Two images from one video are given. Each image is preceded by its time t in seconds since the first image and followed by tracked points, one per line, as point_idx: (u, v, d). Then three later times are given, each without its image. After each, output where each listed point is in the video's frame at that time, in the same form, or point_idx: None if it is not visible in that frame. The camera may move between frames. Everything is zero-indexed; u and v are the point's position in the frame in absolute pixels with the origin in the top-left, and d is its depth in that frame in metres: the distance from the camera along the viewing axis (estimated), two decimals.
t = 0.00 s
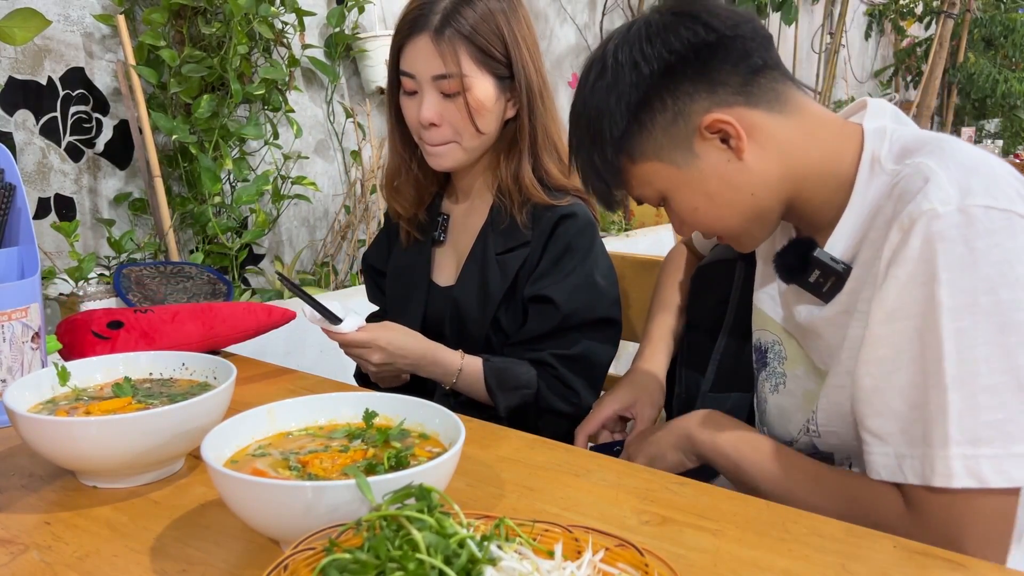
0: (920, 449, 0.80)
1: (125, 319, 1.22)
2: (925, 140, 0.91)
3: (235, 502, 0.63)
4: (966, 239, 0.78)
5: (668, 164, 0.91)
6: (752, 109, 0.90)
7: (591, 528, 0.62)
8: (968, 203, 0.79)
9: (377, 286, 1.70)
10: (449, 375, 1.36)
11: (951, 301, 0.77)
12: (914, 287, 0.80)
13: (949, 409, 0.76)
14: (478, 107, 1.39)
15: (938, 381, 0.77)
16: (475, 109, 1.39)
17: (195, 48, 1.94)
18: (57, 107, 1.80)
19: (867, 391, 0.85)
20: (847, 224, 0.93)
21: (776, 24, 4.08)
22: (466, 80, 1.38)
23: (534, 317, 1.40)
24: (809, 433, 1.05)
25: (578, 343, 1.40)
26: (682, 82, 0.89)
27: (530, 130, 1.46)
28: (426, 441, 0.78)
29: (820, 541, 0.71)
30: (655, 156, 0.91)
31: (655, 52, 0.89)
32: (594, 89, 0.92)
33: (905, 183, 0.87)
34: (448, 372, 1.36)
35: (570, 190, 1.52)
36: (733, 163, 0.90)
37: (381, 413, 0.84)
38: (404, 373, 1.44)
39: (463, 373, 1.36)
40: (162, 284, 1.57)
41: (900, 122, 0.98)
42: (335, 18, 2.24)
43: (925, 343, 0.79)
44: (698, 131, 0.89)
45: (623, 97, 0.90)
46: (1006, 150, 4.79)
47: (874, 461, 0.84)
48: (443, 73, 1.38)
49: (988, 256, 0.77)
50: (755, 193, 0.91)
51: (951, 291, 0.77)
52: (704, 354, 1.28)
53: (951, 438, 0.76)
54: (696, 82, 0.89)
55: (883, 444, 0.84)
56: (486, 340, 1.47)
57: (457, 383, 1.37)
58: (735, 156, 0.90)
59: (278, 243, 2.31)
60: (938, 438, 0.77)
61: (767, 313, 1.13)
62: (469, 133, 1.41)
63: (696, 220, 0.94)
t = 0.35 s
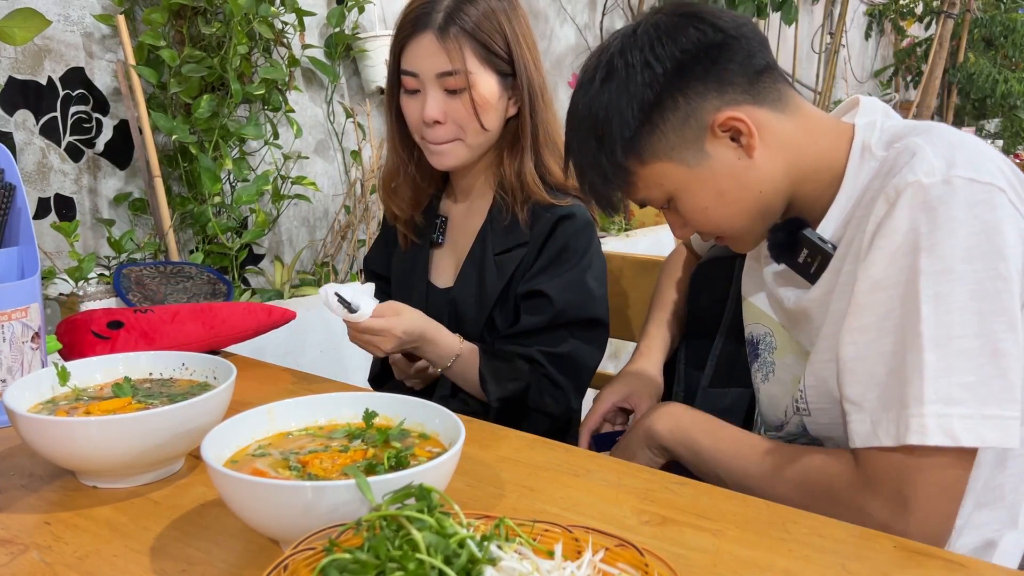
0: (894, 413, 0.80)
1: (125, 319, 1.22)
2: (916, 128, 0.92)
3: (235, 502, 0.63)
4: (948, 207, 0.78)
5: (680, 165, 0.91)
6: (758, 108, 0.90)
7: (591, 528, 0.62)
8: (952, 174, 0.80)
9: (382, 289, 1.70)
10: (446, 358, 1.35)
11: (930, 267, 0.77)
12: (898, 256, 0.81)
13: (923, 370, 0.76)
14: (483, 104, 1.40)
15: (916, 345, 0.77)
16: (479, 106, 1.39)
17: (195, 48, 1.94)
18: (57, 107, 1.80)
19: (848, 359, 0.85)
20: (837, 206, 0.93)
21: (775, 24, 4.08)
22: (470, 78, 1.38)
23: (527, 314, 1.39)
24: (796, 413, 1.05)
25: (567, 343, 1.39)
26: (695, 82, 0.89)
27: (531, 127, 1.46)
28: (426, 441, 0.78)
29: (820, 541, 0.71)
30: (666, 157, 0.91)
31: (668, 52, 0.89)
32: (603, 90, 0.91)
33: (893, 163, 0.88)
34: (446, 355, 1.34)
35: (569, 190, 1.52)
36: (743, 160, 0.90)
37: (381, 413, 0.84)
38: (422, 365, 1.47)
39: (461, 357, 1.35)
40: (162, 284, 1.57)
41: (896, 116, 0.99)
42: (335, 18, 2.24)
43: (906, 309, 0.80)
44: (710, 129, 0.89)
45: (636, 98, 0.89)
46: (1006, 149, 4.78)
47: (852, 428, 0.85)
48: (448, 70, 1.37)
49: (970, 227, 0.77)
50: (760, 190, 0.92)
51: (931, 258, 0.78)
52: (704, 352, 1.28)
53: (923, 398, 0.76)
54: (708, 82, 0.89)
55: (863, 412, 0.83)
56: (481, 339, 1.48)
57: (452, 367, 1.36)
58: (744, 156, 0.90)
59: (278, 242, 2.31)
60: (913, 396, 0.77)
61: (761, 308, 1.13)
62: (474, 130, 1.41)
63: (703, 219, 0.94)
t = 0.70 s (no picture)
0: (912, 401, 0.80)
1: (125, 319, 1.22)
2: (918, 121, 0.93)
3: (236, 503, 0.63)
4: (957, 193, 0.79)
5: (695, 167, 0.90)
6: (769, 108, 0.91)
7: (591, 528, 0.62)
8: (959, 162, 0.81)
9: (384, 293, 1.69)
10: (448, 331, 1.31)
11: (942, 252, 0.78)
12: (910, 244, 0.82)
13: (940, 353, 0.76)
14: (481, 101, 1.40)
15: (930, 331, 0.77)
16: (478, 102, 1.39)
17: (195, 48, 1.94)
18: (57, 107, 1.80)
19: (868, 353, 0.85)
20: (844, 197, 0.94)
21: (775, 24, 4.08)
22: (469, 74, 1.38)
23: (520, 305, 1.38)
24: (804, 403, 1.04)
25: (556, 336, 1.36)
26: (708, 84, 0.89)
27: (528, 124, 1.46)
28: (426, 441, 0.78)
29: (820, 541, 0.71)
30: (678, 158, 0.90)
31: (679, 53, 0.89)
32: (614, 95, 0.90)
33: (897, 154, 0.89)
34: (447, 328, 1.31)
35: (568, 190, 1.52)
36: (755, 159, 0.91)
37: (381, 413, 0.84)
38: (422, 343, 1.46)
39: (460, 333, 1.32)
40: (162, 284, 1.57)
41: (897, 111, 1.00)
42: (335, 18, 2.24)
43: (921, 295, 0.80)
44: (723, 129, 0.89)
45: (648, 100, 0.89)
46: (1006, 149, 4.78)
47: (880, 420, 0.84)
48: (447, 65, 1.37)
49: (978, 212, 0.78)
50: (768, 190, 0.93)
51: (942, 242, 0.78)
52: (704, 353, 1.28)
53: (943, 380, 0.75)
54: (720, 81, 0.89)
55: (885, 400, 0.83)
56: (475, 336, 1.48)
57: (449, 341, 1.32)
58: (758, 155, 0.90)
59: (278, 242, 2.32)
60: (932, 381, 0.76)
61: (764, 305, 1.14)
62: (472, 126, 1.41)
63: (716, 220, 0.95)
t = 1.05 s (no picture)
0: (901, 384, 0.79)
1: (125, 319, 1.22)
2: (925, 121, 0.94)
3: (235, 502, 0.63)
4: (954, 184, 0.79)
5: (704, 173, 0.91)
6: (776, 112, 0.91)
7: (591, 528, 0.62)
8: (958, 155, 0.81)
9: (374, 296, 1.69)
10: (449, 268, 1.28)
11: (936, 240, 0.78)
12: (906, 234, 0.82)
13: (930, 337, 0.76)
14: (486, 95, 1.40)
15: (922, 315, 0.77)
16: (483, 95, 1.39)
17: (194, 48, 1.94)
18: (57, 107, 1.80)
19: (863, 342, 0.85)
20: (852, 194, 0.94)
21: (775, 24, 4.08)
22: (477, 65, 1.39)
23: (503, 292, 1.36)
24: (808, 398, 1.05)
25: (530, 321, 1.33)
26: (716, 88, 0.89)
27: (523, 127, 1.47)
28: (426, 441, 0.78)
29: (820, 542, 0.71)
30: (689, 164, 0.90)
31: (686, 61, 0.89)
32: (622, 103, 0.90)
33: (901, 149, 0.89)
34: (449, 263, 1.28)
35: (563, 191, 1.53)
36: (765, 164, 0.91)
37: (381, 413, 0.84)
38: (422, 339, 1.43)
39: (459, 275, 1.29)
40: (162, 283, 1.57)
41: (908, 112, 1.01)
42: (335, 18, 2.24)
43: (914, 282, 0.80)
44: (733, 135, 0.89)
45: (657, 109, 0.89)
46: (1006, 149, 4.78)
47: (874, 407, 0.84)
48: (459, 54, 1.38)
49: (976, 201, 0.78)
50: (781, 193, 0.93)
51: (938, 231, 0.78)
52: (705, 354, 1.28)
53: (931, 362, 0.75)
54: (728, 86, 0.89)
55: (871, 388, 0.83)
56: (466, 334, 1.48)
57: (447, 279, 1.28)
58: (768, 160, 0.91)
59: (278, 242, 2.32)
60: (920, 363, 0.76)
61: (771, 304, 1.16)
62: (471, 120, 1.40)
63: (728, 224, 0.95)
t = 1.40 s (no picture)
0: (897, 384, 0.79)
1: (125, 319, 1.22)
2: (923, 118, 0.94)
3: (235, 502, 0.63)
4: (954, 182, 0.79)
5: (714, 171, 0.91)
6: (782, 111, 0.91)
7: (591, 528, 0.62)
8: (958, 153, 0.81)
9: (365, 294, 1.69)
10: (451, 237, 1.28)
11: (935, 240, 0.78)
12: (904, 233, 0.82)
13: (927, 339, 0.76)
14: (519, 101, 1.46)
15: (920, 315, 0.78)
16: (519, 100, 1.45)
17: (195, 48, 1.94)
18: (57, 107, 1.80)
19: (855, 337, 0.85)
20: (852, 192, 0.94)
21: (774, 24, 4.08)
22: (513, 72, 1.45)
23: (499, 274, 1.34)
24: (807, 394, 1.05)
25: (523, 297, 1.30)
26: (727, 86, 0.89)
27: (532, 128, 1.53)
28: (426, 441, 0.78)
29: (820, 542, 0.71)
30: (701, 163, 0.90)
31: (695, 59, 0.89)
32: (631, 102, 0.90)
33: (900, 146, 0.89)
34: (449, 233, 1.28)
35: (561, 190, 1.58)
36: (774, 162, 0.91)
37: (381, 413, 0.84)
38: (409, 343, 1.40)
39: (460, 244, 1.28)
40: (162, 283, 1.57)
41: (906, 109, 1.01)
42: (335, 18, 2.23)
43: (911, 281, 0.80)
44: (739, 132, 0.89)
45: (668, 106, 0.89)
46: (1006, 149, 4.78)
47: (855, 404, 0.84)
48: (501, 57, 1.42)
49: (976, 200, 0.78)
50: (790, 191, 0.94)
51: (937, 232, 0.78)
52: (705, 353, 1.28)
53: (927, 366, 0.76)
54: (737, 83, 0.89)
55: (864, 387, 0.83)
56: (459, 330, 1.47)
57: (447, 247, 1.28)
58: (774, 156, 0.91)
59: (278, 242, 2.32)
60: (917, 365, 0.77)
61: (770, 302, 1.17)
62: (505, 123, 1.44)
63: (735, 223, 0.95)
